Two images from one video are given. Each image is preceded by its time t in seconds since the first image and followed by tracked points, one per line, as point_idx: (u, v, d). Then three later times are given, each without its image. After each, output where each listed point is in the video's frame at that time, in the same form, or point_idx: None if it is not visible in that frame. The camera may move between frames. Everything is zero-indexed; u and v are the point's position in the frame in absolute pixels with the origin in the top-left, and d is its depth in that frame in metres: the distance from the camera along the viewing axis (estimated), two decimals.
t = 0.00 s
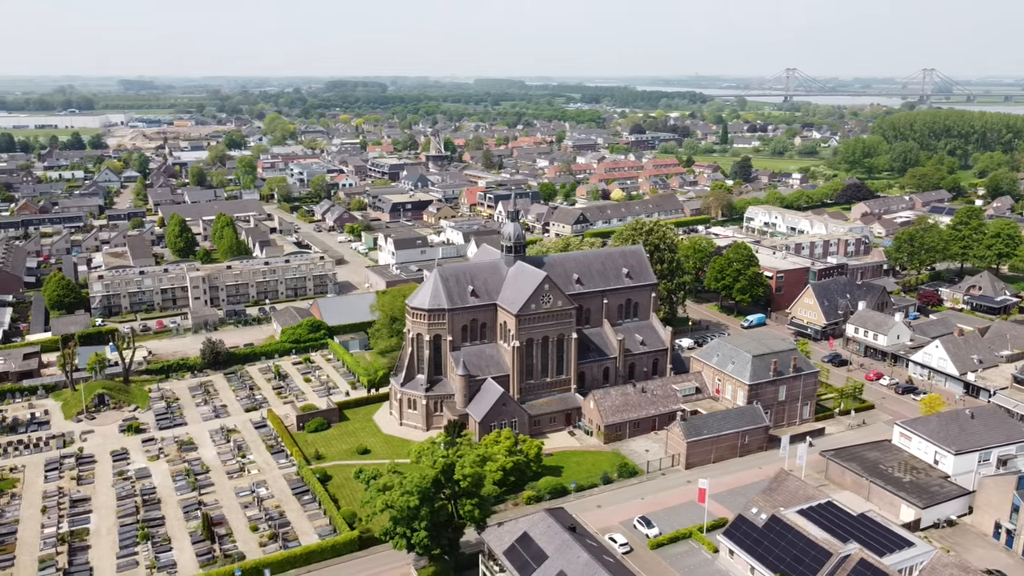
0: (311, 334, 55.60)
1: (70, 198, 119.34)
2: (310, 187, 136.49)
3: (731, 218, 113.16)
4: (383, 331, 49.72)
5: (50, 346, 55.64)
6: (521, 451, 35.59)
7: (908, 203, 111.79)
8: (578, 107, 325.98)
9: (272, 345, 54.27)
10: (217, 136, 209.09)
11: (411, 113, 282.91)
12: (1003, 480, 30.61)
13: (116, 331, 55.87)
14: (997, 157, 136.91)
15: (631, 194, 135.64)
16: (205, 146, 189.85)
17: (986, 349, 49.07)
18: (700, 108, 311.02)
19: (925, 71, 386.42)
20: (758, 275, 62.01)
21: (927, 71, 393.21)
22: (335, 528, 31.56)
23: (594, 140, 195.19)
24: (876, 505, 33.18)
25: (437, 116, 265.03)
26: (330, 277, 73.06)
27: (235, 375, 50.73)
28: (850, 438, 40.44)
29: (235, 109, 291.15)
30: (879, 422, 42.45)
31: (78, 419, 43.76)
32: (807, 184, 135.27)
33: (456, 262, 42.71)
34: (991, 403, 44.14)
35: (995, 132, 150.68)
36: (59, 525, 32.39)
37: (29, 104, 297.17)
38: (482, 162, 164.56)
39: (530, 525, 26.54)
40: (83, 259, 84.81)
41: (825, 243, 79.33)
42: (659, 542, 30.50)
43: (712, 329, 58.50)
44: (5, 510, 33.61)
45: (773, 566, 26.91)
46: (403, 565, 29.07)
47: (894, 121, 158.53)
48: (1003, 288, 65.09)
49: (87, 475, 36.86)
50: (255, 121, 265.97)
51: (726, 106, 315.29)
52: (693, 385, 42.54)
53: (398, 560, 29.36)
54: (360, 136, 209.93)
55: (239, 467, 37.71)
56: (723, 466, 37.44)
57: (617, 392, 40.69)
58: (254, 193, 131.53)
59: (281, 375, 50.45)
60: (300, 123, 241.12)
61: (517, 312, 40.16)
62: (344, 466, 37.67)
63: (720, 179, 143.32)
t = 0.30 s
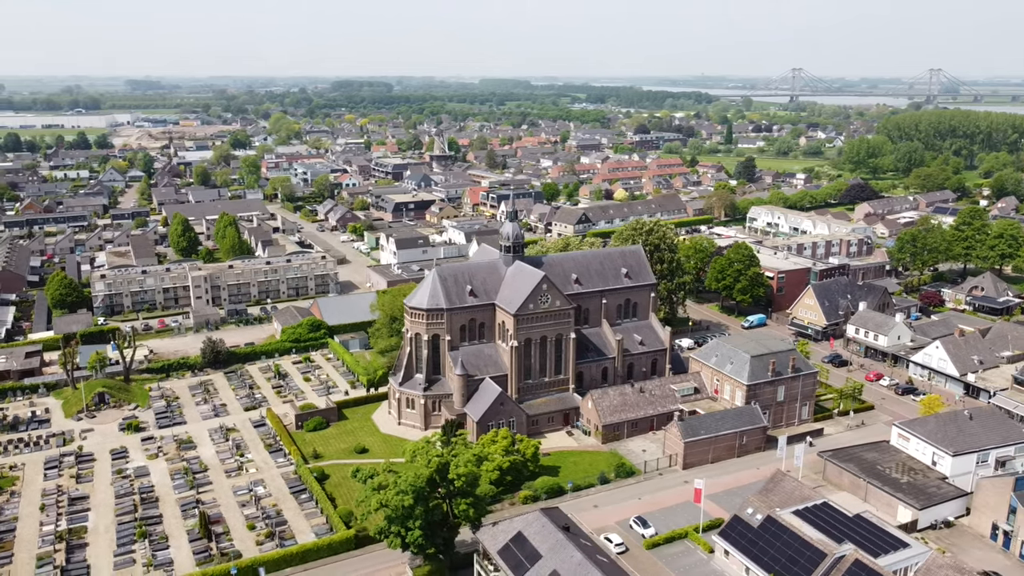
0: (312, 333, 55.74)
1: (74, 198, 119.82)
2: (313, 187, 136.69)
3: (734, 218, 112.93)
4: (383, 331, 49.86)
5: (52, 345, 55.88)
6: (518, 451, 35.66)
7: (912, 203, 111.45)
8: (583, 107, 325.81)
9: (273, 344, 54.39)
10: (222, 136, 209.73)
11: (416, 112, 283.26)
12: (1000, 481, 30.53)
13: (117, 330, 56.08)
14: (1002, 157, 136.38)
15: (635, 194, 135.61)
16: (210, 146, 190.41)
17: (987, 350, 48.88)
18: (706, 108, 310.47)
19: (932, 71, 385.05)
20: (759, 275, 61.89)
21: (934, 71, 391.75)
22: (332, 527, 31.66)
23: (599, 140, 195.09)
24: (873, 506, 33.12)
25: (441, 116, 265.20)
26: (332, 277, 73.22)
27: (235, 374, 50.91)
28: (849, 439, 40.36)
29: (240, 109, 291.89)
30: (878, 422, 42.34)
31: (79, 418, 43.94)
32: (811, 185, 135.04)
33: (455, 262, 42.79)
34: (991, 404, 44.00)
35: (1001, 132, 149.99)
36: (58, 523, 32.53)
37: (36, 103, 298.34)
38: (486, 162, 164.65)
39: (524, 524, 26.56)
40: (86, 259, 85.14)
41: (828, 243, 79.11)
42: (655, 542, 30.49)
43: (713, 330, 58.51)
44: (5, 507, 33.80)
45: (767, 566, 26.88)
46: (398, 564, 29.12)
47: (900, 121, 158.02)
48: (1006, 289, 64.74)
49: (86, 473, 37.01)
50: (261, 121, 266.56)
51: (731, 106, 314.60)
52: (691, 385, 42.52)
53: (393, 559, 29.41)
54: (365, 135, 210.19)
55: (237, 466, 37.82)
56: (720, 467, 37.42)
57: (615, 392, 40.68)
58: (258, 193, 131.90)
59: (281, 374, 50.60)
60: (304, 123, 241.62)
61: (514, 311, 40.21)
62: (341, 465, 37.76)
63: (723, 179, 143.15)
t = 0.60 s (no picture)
0: (313, 332, 55.87)
1: (80, 197, 120.36)
2: (318, 186, 136.88)
3: (738, 218, 112.58)
4: (384, 331, 50.02)
5: (55, 344, 56.16)
6: (516, 450, 35.68)
7: (917, 204, 110.99)
8: (589, 107, 325.64)
9: (274, 343, 54.55)
10: (228, 136, 210.31)
11: (421, 113, 283.29)
12: (998, 482, 30.41)
13: (120, 329, 56.32)
14: (1009, 157, 135.71)
15: (639, 194, 135.45)
16: (216, 145, 190.99)
17: (989, 351, 48.68)
18: (712, 108, 309.82)
19: (939, 71, 383.47)
20: (761, 276, 61.78)
21: (942, 71, 389.88)
22: (329, 526, 31.76)
23: (604, 140, 194.92)
24: (871, 507, 33.05)
25: (447, 116, 265.36)
26: (335, 276, 73.36)
27: (236, 373, 51.08)
28: (848, 439, 40.26)
29: (247, 109, 292.71)
30: (878, 423, 42.23)
31: (80, 416, 44.17)
32: (816, 185, 134.58)
33: (454, 262, 42.85)
34: (992, 405, 43.80)
35: (1008, 132, 149.13)
36: (57, 520, 32.72)
37: (44, 104, 299.25)
38: (490, 162, 164.68)
39: (519, 523, 26.60)
40: (91, 258, 85.54)
41: (831, 244, 78.84)
42: (651, 542, 30.48)
43: (714, 330, 58.46)
44: (5, 504, 34.02)
45: (763, 566, 26.86)
46: (394, 563, 29.17)
47: (906, 122, 157.46)
48: (1010, 290, 64.36)
49: (86, 471, 37.21)
50: (267, 121, 267.27)
51: (739, 106, 313.86)
52: (690, 385, 42.48)
53: (389, 558, 29.45)
54: (371, 135, 210.37)
55: (236, 464, 37.96)
56: (719, 467, 37.39)
57: (614, 392, 40.69)
58: (262, 193, 132.25)
59: (282, 373, 50.76)
60: (310, 123, 242.06)
61: (513, 311, 40.25)
62: (340, 464, 37.86)
63: (728, 179, 142.81)
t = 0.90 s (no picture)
0: (314, 332, 56.02)
1: (86, 196, 120.92)
2: (323, 186, 137.15)
3: (742, 218, 112.39)
4: (385, 331, 50.16)
5: (58, 342, 56.42)
6: (514, 450, 35.73)
7: (922, 204, 110.60)
8: (596, 107, 325.56)
9: (276, 342, 54.75)
10: (234, 136, 210.95)
11: (427, 113, 283.49)
12: (997, 484, 30.28)
13: (122, 328, 56.55)
14: (1016, 157, 135.09)
15: (643, 194, 135.41)
16: (222, 145, 191.63)
17: (991, 352, 48.46)
18: (719, 108, 309.39)
19: (947, 71, 382.08)
20: (763, 276, 61.67)
21: (950, 71, 388.39)
22: (327, 525, 31.87)
23: (609, 140, 194.83)
24: (869, 508, 32.98)
25: (453, 116, 265.48)
26: (337, 276, 73.48)
27: (237, 372, 51.26)
28: (848, 440, 40.17)
29: (254, 109, 293.51)
30: (878, 425, 42.12)
31: (82, 414, 44.38)
32: (821, 185, 134.21)
33: (454, 262, 42.90)
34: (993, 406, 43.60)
35: (1016, 132, 148.40)
36: (57, 518, 32.90)
37: (52, 103, 300.39)
38: (495, 161, 164.79)
39: (514, 523, 26.63)
40: (95, 257, 85.92)
41: (834, 244, 78.56)
42: (647, 542, 30.48)
43: (715, 330, 58.41)
44: (5, 502, 34.21)
45: (758, 567, 26.84)
46: (390, 562, 29.25)
47: (912, 122, 156.89)
48: (1014, 291, 63.99)
49: (86, 469, 37.39)
50: (274, 120, 267.96)
51: (745, 106, 313.37)
52: (690, 386, 42.43)
53: (386, 557, 29.54)
54: (376, 135, 210.63)
55: (235, 463, 38.11)
56: (717, 467, 37.37)
57: (613, 392, 40.71)
58: (267, 192, 132.58)
59: (283, 372, 50.93)
60: (316, 123, 242.62)
61: (512, 311, 40.30)
62: (339, 463, 37.98)
63: (733, 180, 142.58)
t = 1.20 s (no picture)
0: (316, 331, 56.17)
1: (92, 196, 121.47)
2: (327, 186, 137.43)
3: (746, 219, 112.18)
4: (386, 331, 50.36)
5: (61, 341, 56.77)
6: (512, 450, 35.80)
7: (927, 205, 110.16)
8: (602, 107, 325.37)
9: (277, 341, 54.94)
10: (240, 135, 211.57)
11: (433, 113, 283.78)
12: (995, 486, 30.15)
13: (125, 327, 56.85)
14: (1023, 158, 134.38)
15: (647, 194, 135.30)
16: (228, 145, 192.30)
17: (993, 353, 48.24)
18: (725, 109, 308.75)
19: (956, 71, 380.38)
20: (765, 277, 61.56)
21: (958, 70, 386.57)
22: (324, 524, 31.98)
23: (614, 140, 194.71)
24: (868, 509, 32.91)
25: (459, 116, 265.66)
26: (340, 275, 73.66)
27: (239, 371, 51.43)
28: (847, 441, 40.06)
29: (260, 109, 294.40)
30: (878, 426, 41.97)
31: (83, 413, 44.59)
32: (825, 186, 133.88)
33: (454, 261, 42.98)
34: (994, 408, 43.42)
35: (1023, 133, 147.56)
36: (57, 516, 33.07)
37: (60, 103, 301.84)
38: (500, 161, 164.84)
39: (510, 522, 26.66)
40: (100, 256, 86.34)
41: (837, 245, 78.33)
42: (644, 542, 30.49)
43: (717, 331, 58.37)
44: (6, 500, 34.42)
45: (754, 567, 26.80)
46: (386, 561, 29.29)
47: (919, 122, 156.24)
48: (1018, 292, 63.58)
49: (87, 467, 37.57)
50: (280, 120, 268.57)
51: (752, 106, 312.70)
52: (690, 386, 42.38)
53: (382, 556, 29.59)
54: (382, 135, 210.88)
55: (234, 461, 38.25)
56: (716, 468, 37.35)
57: (613, 392, 40.73)
58: (272, 192, 132.94)
59: (284, 372, 51.08)
60: (322, 123, 243.15)
61: (512, 311, 40.33)
62: (338, 462, 38.07)
63: (737, 180, 142.30)
